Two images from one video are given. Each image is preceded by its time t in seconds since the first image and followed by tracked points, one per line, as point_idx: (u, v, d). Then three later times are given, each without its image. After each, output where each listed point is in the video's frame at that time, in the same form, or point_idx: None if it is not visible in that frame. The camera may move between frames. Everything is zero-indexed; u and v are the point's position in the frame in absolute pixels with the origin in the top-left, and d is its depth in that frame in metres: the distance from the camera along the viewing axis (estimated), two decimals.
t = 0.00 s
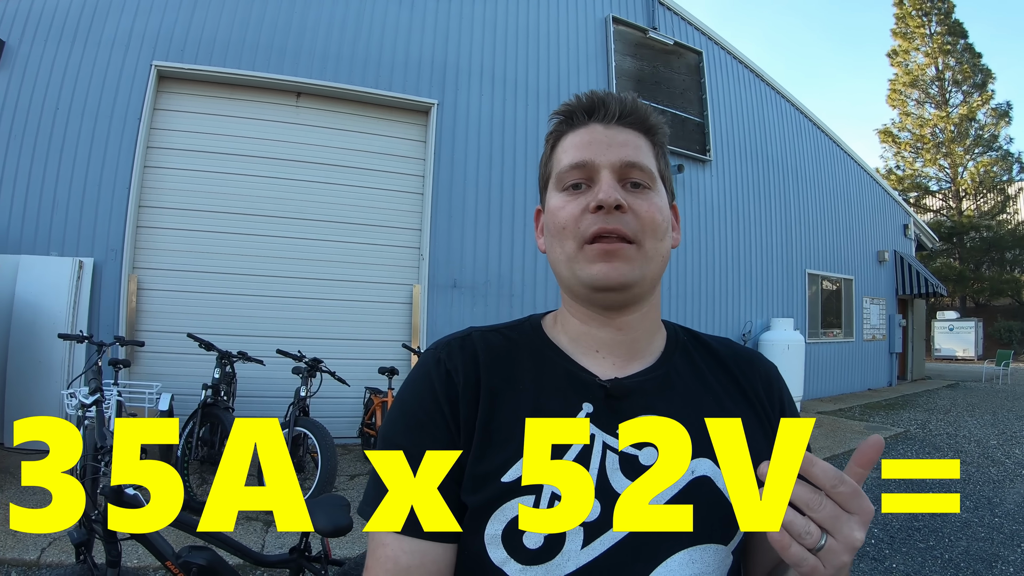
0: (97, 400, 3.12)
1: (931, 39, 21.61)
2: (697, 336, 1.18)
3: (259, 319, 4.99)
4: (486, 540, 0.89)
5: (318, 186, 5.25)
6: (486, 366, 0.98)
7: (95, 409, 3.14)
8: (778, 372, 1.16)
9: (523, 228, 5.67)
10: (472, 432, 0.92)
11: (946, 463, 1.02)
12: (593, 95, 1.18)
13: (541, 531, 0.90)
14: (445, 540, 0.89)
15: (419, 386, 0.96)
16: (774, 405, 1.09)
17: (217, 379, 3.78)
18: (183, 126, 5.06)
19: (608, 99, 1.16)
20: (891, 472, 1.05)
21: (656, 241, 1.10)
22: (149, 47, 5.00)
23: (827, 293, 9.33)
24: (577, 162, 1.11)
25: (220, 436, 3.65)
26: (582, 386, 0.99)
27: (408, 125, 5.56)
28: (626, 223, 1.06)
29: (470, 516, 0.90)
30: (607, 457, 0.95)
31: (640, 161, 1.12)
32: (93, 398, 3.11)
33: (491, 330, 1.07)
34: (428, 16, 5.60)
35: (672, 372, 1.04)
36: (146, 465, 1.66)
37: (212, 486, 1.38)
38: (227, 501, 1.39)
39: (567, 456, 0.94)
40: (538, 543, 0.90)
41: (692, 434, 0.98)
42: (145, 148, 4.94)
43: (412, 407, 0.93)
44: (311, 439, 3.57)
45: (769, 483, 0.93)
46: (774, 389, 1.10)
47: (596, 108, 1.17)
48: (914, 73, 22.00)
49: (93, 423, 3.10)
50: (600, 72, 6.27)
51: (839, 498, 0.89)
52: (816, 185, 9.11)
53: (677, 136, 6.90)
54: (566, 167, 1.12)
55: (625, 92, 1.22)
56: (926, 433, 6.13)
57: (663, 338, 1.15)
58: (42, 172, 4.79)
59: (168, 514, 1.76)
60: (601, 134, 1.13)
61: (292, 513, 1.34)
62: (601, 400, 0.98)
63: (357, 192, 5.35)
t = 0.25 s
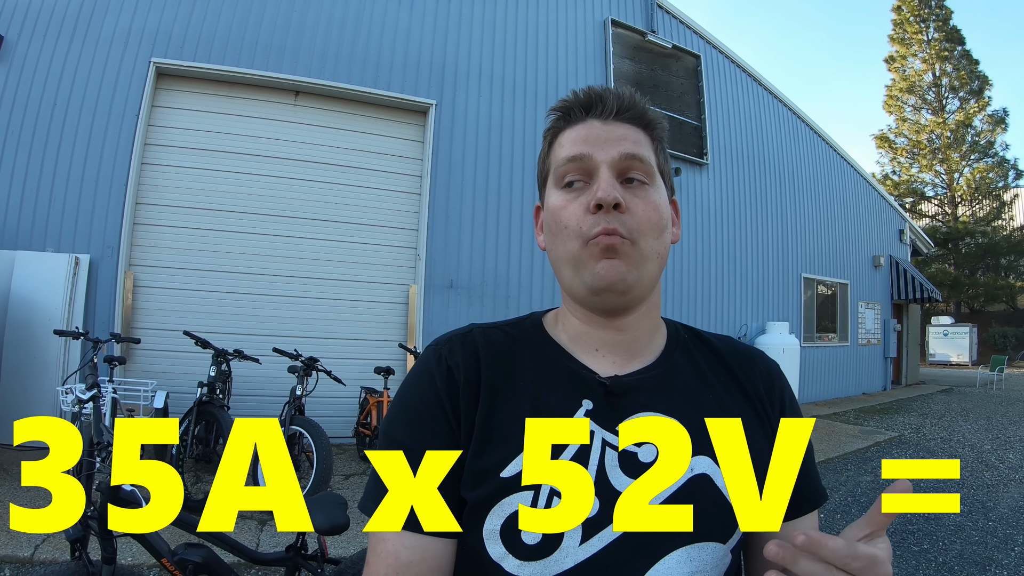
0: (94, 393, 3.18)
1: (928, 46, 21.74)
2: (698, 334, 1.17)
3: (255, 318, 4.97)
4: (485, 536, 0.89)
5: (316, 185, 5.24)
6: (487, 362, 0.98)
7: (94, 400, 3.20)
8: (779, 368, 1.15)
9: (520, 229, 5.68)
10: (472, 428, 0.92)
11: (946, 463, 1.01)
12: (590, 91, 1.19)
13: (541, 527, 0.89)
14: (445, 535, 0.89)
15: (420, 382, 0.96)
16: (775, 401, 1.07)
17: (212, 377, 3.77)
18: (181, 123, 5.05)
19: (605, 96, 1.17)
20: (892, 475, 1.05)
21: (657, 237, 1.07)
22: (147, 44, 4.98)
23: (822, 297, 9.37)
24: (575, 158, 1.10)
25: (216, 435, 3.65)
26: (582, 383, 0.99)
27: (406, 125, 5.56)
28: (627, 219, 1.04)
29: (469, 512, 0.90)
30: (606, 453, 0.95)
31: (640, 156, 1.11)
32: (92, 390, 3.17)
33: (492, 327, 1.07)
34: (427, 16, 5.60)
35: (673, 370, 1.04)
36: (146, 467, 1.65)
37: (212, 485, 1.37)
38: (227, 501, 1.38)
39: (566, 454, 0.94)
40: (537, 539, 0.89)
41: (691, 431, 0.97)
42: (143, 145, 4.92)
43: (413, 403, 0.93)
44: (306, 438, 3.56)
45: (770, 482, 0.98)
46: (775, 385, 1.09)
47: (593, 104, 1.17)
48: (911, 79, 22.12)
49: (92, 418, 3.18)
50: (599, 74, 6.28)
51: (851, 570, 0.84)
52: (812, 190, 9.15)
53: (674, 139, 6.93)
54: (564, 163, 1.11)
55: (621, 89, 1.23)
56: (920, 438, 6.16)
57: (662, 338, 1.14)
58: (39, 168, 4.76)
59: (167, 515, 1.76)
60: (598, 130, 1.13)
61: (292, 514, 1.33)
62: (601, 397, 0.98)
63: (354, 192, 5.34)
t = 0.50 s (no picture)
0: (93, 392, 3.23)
1: (925, 52, 21.88)
2: (701, 332, 1.15)
3: (251, 318, 4.96)
4: (492, 536, 0.88)
5: (313, 186, 5.24)
6: (494, 362, 0.98)
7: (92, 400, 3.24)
8: (781, 361, 1.12)
9: (518, 231, 5.69)
10: (478, 427, 0.92)
11: (945, 463, 1.04)
12: (599, 84, 1.13)
13: (547, 527, 0.89)
14: (452, 535, 0.88)
15: (426, 381, 0.96)
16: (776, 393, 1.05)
17: (209, 377, 3.76)
18: (180, 123, 5.05)
19: (616, 91, 1.11)
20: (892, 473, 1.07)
21: (670, 241, 1.06)
22: (147, 43, 4.98)
23: (818, 302, 9.40)
24: (585, 161, 1.06)
25: (211, 435, 3.66)
26: (586, 383, 0.99)
27: (404, 127, 5.56)
28: (640, 227, 1.02)
29: (476, 512, 0.89)
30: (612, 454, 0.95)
31: (652, 158, 1.07)
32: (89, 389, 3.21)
33: (498, 327, 1.07)
34: (426, 19, 5.61)
35: (675, 370, 1.03)
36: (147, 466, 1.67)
37: (212, 486, 1.37)
38: (226, 501, 1.39)
39: (570, 456, 0.94)
40: (544, 538, 0.89)
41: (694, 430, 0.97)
42: (141, 144, 4.91)
43: (419, 402, 0.93)
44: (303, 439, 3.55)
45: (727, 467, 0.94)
46: (772, 371, 1.07)
47: (602, 99, 1.12)
48: (908, 84, 22.25)
49: (92, 416, 3.20)
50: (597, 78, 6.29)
51: None
52: (809, 195, 9.19)
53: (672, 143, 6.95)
54: (573, 165, 1.07)
55: (630, 79, 1.16)
56: (915, 442, 6.18)
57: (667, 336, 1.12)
58: (37, 166, 4.74)
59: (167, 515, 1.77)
60: (608, 130, 1.08)
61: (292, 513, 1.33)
62: (605, 397, 0.98)
63: (352, 194, 5.34)
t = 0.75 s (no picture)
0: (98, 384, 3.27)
1: (920, 59, 22.06)
2: (712, 328, 1.11)
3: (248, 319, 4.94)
4: (499, 537, 0.86)
5: (311, 186, 5.23)
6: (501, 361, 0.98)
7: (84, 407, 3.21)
8: (793, 356, 1.07)
9: (515, 234, 5.70)
10: (485, 427, 0.91)
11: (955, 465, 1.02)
12: (602, 85, 1.11)
13: (555, 526, 0.86)
14: (460, 536, 0.88)
15: (434, 382, 0.96)
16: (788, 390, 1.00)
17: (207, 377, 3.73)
18: (179, 123, 5.03)
19: (619, 90, 1.08)
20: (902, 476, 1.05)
21: (679, 239, 1.02)
22: (146, 43, 4.96)
23: (812, 307, 9.45)
24: (589, 161, 1.03)
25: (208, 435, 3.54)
26: (593, 382, 0.96)
27: (403, 129, 5.55)
28: (647, 224, 0.98)
29: (483, 512, 0.88)
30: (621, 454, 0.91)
31: (658, 156, 1.04)
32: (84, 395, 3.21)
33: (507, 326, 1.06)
34: (425, 21, 5.62)
35: (685, 367, 0.99)
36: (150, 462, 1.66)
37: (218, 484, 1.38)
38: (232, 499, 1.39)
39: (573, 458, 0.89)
40: (551, 539, 0.86)
41: (702, 430, 0.93)
42: (139, 143, 4.89)
43: (427, 402, 0.94)
44: (300, 440, 3.54)
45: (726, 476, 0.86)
46: (784, 367, 1.02)
47: (606, 100, 1.10)
48: (903, 91, 22.41)
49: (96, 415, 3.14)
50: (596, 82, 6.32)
51: None
52: (803, 200, 9.24)
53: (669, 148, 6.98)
54: (577, 166, 1.04)
55: (634, 80, 1.14)
56: (909, 447, 6.21)
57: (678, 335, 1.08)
58: (35, 165, 4.72)
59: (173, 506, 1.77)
60: (613, 129, 1.05)
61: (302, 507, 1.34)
62: (612, 396, 0.95)
63: (350, 196, 5.33)
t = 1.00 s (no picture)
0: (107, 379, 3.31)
1: (913, 69, 22.27)
2: (713, 327, 1.12)
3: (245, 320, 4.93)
4: (502, 535, 0.86)
5: (308, 188, 5.23)
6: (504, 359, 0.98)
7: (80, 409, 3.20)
8: (796, 355, 1.07)
9: (510, 237, 5.71)
10: (489, 424, 0.92)
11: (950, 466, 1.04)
12: (602, 83, 1.11)
13: (558, 524, 0.87)
14: (464, 534, 0.88)
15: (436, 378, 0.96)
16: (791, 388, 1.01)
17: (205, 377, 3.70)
18: (178, 123, 5.01)
19: (620, 88, 1.09)
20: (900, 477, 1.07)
21: (680, 237, 1.02)
22: (146, 43, 4.94)
23: (804, 314, 9.52)
24: (590, 159, 1.04)
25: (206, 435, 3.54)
26: (597, 381, 0.96)
27: (401, 133, 5.57)
28: (648, 222, 0.98)
29: (486, 510, 0.88)
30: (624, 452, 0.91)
31: (659, 154, 1.04)
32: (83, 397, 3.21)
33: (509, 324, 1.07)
34: (424, 25, 5.62)
35: (687, 366, 1.00)
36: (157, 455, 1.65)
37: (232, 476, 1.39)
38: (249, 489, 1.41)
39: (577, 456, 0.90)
40: (554, 538, 0.86)
41: (705, 428, 0.94)
42: (137, 143, 4.86)
43: (430, 399, 0.94)
44: (297, 440, 3.53)
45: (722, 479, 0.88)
46: (788, 366, 1.03)
47: (607, 97, 1.10)
48: (896, 100, 22.60)
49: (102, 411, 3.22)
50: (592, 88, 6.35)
51: None
52: (796, 207, 9.31)
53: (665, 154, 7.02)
54: (578, 164, 1.05)
55: (635, 77, 1.14)
56: (900, 452, 6.26)
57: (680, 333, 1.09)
58: (32, 164, 4.68)
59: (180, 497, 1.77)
60: (613, 127, 1.06)
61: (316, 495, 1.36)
62: (616, 395, 0.95)
63: (348, 198, 5.33)
